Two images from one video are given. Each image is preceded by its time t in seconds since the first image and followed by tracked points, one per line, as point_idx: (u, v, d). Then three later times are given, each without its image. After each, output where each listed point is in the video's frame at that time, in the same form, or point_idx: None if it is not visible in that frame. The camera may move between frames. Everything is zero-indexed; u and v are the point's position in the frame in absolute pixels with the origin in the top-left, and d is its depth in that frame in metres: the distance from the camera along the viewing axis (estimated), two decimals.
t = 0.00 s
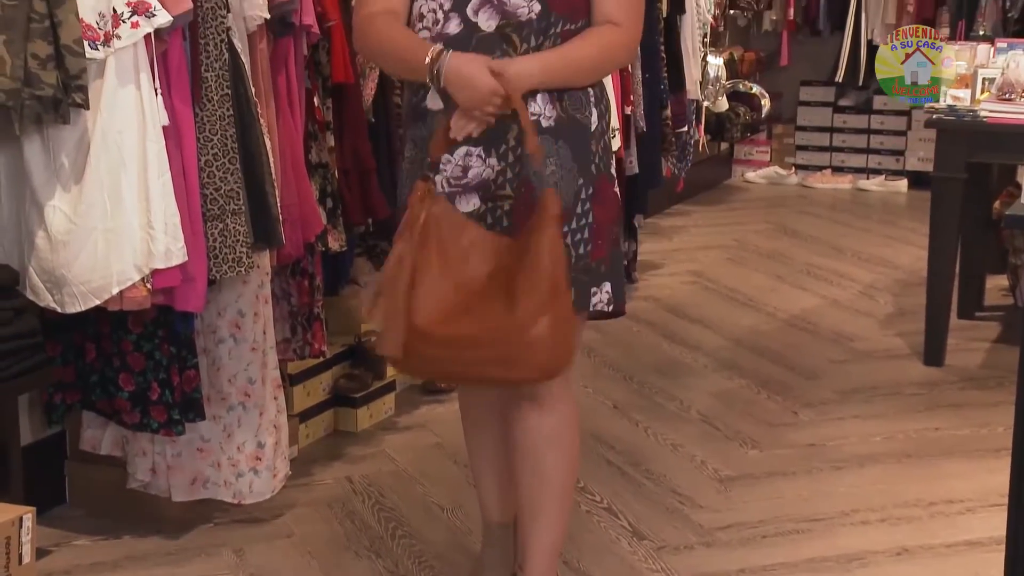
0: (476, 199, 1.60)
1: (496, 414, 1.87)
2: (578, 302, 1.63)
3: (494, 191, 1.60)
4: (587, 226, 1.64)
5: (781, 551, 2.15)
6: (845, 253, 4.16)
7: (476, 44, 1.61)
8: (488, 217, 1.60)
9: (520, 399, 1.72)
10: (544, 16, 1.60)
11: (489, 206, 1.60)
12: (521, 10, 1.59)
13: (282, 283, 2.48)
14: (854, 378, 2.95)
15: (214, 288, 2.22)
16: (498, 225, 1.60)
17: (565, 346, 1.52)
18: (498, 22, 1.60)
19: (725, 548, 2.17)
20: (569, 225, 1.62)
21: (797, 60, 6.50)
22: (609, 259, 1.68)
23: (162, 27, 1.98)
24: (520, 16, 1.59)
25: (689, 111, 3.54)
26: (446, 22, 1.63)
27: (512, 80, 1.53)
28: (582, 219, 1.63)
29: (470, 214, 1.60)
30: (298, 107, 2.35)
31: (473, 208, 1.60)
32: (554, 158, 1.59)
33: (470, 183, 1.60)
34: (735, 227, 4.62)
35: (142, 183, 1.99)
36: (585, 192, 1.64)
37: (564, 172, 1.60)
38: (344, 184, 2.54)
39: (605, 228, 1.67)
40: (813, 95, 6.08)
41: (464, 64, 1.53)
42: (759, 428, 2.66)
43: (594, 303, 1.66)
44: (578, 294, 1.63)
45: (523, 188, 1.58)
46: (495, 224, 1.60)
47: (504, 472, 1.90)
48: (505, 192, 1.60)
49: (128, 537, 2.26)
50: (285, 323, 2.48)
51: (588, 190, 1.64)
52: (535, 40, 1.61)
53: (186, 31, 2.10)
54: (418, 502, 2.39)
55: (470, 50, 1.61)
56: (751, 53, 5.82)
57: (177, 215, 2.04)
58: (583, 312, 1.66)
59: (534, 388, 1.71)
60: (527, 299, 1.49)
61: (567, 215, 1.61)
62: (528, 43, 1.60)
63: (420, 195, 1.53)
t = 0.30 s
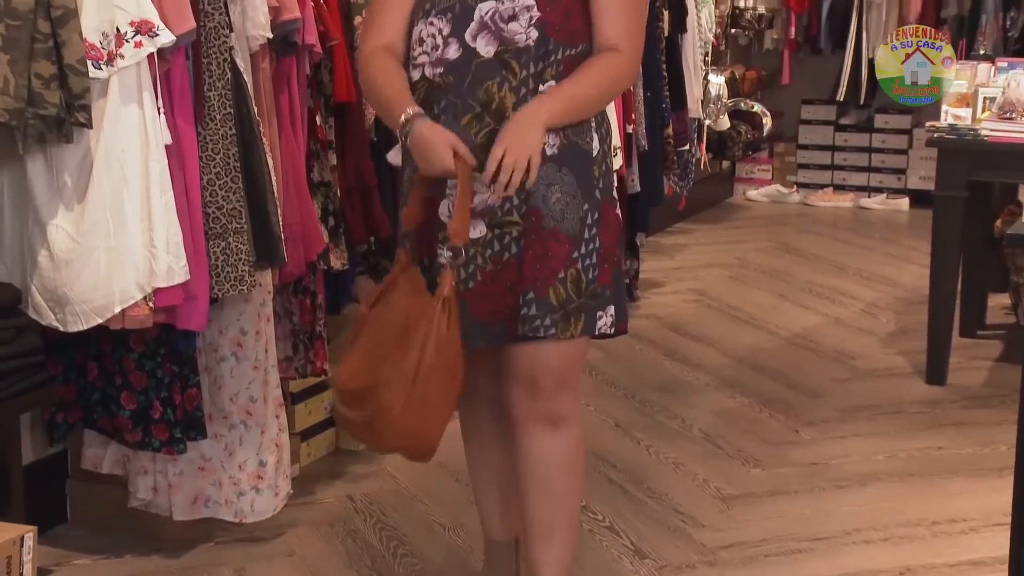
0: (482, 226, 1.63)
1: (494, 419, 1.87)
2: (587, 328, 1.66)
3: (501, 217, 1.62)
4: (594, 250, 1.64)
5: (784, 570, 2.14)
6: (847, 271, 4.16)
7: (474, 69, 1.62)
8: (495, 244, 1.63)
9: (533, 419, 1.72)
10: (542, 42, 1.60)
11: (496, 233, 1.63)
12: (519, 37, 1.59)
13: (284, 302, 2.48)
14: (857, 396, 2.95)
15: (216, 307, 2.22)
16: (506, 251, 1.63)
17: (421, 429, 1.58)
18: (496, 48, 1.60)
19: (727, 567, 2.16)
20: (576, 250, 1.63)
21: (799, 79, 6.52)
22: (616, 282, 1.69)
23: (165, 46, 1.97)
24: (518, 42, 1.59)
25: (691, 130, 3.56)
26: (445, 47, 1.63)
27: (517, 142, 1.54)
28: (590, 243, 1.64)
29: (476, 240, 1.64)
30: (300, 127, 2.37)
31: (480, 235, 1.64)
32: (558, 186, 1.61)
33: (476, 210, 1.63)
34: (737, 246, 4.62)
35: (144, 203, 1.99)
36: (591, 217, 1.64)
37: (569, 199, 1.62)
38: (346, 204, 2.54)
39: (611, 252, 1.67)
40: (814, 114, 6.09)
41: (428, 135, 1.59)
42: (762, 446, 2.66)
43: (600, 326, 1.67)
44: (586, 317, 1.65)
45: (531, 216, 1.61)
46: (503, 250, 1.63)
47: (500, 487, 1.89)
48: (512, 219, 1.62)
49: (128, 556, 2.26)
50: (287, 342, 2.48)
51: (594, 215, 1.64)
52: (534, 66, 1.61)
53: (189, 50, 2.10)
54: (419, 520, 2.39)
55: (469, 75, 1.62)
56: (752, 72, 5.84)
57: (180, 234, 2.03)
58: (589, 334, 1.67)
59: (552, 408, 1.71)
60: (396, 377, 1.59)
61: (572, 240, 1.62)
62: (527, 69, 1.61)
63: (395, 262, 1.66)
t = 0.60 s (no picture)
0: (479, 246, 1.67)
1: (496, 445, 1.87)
2: (580, 350, 1.65)
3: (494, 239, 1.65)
4: (589, 271, 1.65)
5: None
6: (848, 293, 4.17)
7: (465, 93, 1.64)
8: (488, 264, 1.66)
9: (534, 441, 1.72)
10: (529, 65, 1.61)
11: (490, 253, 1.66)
12: (506, 59, 1.60)
13: (286, 324, 2.49)
14: (859, 419, 2.95)
15: (217, 330, 2.22)
16: (502, 272, 1.66)
17: (498, 490, 1.61)
18: (485, 71, 1.62)
19: None
20: (569, 271, 1.63)
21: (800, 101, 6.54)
22: (613, 303, 1.69)
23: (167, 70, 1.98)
24: (506, 65, 1.61)
25: (691, 152, 3.57)
26: (438, 71, 1.65)
27: (489, 223, 1.57)
28: (583, 264, 1.64)
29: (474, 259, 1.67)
30: (301, 150, 2.37)
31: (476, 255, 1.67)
32: (549, 209, 1.62)
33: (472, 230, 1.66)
34: (738, 268, 4.62)
35: (147, 226, 1.99)
36: (585, 238, 1.64)
37: (560, 221, 1.63)
38: (347, 227, 2.55)
39: (607, 273, 1.67)
40: (814, 137, 6.12)
41: (438, 206, 1.63)
42: (763, 469, 2.65)
43: (596, 347, 1.66)
44: (580, 338, 1.65)
45: (519, 239, 1.63)
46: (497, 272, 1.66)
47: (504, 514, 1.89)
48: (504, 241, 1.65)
49: None
50: (288, 365, 2.49)
51: (588, 236, 1.64)
52: (523, 89, 1.62)
53: (191, 74, 2.11)
54: (421, 544, 2.38)
55: (462, 99, 1.64)
56: (753, 95, 5.86)
57: (182, 258, 2.04)
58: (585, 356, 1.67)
59: (552, 432, 1.71)
60: (467, 438, 1.60)
61: (564, 262, 1.63)
62: (515, 92, 1.62)
63: (386, 330, 1.65)
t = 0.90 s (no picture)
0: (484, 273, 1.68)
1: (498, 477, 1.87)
2: (580, 378, 1.65)
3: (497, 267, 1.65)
4: (590, 299, 1.65)
5: None
6: (850, 322, 4.17)
7: (468, 122, 1.64)
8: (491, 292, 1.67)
9: (536, 470, 1.72)
10: (531, 95, 1.62)
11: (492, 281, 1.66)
12: (508, 89, 1.61)
13: (288, 354, 2.49)
14: (862, 449, 2.94)
15: (219, 358, 2.23)
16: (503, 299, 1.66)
17: (496, 515, 1.58)
18: (488, 100, 1.62)
19: None
20: (570, 299, 1.63)
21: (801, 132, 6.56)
22: (615, 332, 1.69)
23: (171, 101, 1.99)
24: (508, 94, 1.61)
25: (692, 181, 3.58)
26: (441, 101, 1.66)
27: (495, 252, 1.57)
28: (584, 292, 1.64)
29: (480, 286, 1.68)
30: (303, 178, 2.38)
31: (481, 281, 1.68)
32: (550, 237, 1.63)
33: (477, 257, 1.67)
34: (739, 297, 4.62)
35: (150, 256, 2.00)
36: (586, 266, 1.65)
37: (561, 249, 1.63)
38: (349, 256, 2.55)
39: (608, 301, 1.67)
40: (816, 166, 6.15)
41: (440, 238, 1.63)
42: (766, 499, 2.65)
43: (597, 376, 1.66)
44: (580, 366, 1.65)
45: (521, 267, 1.63)
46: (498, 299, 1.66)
47: (506, 549, 1.89)
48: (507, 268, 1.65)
49: None
50: (290, 395, 2.50)
51: (589, 264, 1.65)
52: (525, 118, 1.63)
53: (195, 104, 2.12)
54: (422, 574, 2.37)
55: (464, 128, 1.65)
56: (754, 126, 5.89)
57: (184, 288, 2.05)
58: (587, 385, 1.67)
59: (553, 461, 1.71)
60: (466, 463, 1.58)
61: (565, 289, 1.63)
62: (518, 121, 1.62)
63: (413, 358, 1.67)
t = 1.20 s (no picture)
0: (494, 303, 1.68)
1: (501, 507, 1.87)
2: (589, 408, 1.65)
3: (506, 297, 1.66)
4: (599, 330, 1.65)
5: None
6: (853, 351, 4.16)
7: (478, 154, 1.64)
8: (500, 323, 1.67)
9: (542, 499, 1.72)
10: (543, 126, 1.62)
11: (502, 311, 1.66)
12: (520, 121, 1.61)
13: (292, 383, 2.49)
14: (866, 478, 2.93)
15: (223, 389, 2.23)
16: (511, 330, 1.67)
17: (524, 545, 1.58)
18: (498, 132, 1.63)
19: None
20: (579, 329, 1.63)
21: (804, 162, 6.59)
22: (622, 362, 1.69)
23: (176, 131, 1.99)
24: (520, 126, 1.62)
25: (695, 210, 3.59)
26: (450, 133, 1.66)
27: (511, 276, 1.57)
28: (593, 322, 1.65)
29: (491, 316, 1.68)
30: (307, 209, 2.39)
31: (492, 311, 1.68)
32: (561, 267, 1.63)
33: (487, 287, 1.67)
34: (742, 326, 4.63)
35: (154, 286, 2.00)
36: (595, 296, 1.65)
37: (572, 279, 1.63)
38: (353, 284, 2.56)
39: (615, 331, 1.68)
40: (819, 196, 6.17)
41: (452, 267, 1.62)
42: (769, 529, 2.64)
43: (606, 406, 1.66)
44: (589, 397, 1.65)
45: (532, 297, 1.63)
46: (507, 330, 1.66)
47: None
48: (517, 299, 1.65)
49: None
50: (293, 424, 2.50)
51: (597, 294, 1.65)
52: (536, 149, 1.63)
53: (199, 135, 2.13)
54: None
55: (474, 160, 1.65)
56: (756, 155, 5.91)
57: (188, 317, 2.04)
58: (594, 415, 1.67)
59: (558, 489, 1.71)
60: (487, 497, 1.58)
61: (574, 319, 1.63)
62: (529, 153, 1.63)
63: (406, 389, 1.65)
